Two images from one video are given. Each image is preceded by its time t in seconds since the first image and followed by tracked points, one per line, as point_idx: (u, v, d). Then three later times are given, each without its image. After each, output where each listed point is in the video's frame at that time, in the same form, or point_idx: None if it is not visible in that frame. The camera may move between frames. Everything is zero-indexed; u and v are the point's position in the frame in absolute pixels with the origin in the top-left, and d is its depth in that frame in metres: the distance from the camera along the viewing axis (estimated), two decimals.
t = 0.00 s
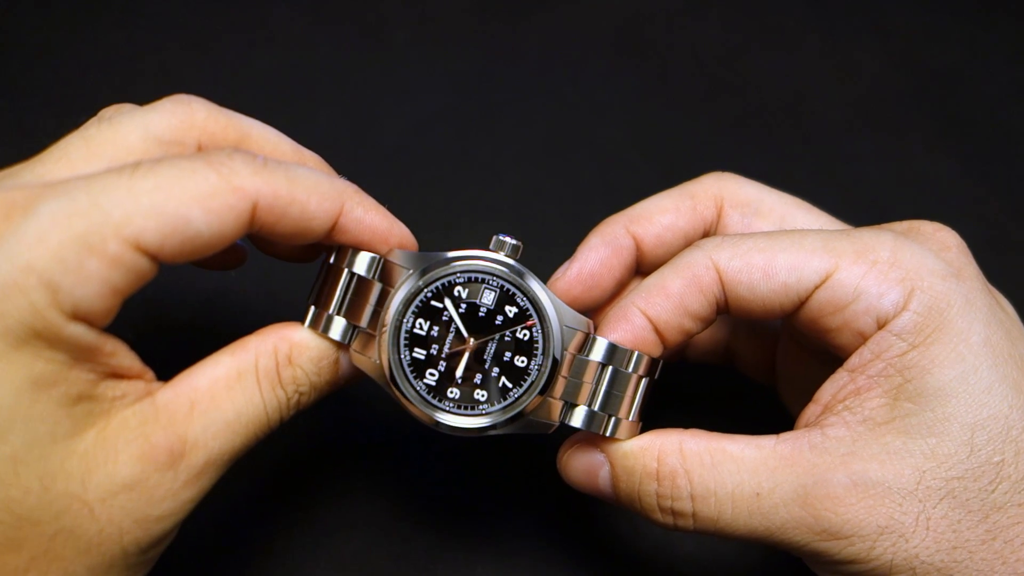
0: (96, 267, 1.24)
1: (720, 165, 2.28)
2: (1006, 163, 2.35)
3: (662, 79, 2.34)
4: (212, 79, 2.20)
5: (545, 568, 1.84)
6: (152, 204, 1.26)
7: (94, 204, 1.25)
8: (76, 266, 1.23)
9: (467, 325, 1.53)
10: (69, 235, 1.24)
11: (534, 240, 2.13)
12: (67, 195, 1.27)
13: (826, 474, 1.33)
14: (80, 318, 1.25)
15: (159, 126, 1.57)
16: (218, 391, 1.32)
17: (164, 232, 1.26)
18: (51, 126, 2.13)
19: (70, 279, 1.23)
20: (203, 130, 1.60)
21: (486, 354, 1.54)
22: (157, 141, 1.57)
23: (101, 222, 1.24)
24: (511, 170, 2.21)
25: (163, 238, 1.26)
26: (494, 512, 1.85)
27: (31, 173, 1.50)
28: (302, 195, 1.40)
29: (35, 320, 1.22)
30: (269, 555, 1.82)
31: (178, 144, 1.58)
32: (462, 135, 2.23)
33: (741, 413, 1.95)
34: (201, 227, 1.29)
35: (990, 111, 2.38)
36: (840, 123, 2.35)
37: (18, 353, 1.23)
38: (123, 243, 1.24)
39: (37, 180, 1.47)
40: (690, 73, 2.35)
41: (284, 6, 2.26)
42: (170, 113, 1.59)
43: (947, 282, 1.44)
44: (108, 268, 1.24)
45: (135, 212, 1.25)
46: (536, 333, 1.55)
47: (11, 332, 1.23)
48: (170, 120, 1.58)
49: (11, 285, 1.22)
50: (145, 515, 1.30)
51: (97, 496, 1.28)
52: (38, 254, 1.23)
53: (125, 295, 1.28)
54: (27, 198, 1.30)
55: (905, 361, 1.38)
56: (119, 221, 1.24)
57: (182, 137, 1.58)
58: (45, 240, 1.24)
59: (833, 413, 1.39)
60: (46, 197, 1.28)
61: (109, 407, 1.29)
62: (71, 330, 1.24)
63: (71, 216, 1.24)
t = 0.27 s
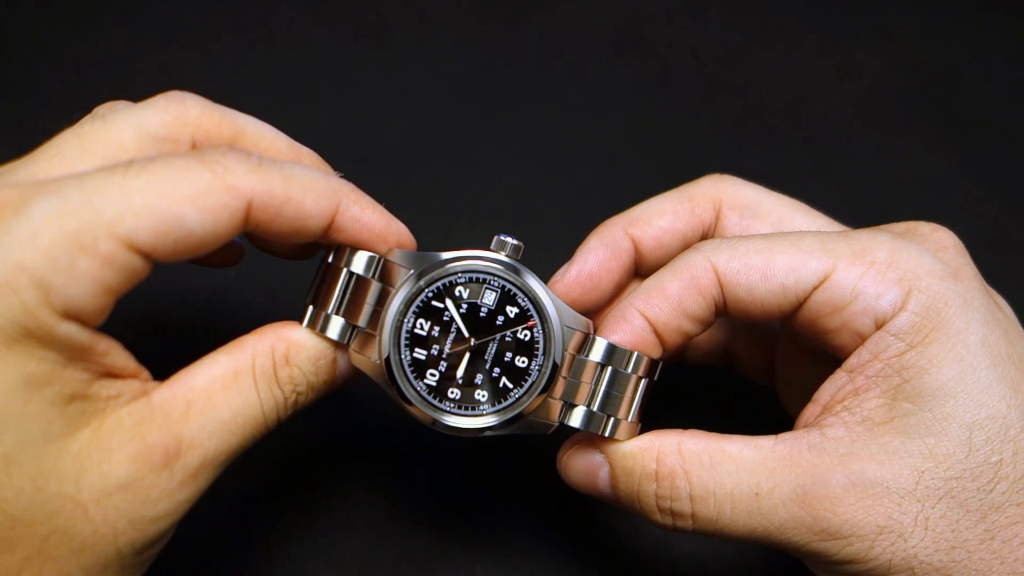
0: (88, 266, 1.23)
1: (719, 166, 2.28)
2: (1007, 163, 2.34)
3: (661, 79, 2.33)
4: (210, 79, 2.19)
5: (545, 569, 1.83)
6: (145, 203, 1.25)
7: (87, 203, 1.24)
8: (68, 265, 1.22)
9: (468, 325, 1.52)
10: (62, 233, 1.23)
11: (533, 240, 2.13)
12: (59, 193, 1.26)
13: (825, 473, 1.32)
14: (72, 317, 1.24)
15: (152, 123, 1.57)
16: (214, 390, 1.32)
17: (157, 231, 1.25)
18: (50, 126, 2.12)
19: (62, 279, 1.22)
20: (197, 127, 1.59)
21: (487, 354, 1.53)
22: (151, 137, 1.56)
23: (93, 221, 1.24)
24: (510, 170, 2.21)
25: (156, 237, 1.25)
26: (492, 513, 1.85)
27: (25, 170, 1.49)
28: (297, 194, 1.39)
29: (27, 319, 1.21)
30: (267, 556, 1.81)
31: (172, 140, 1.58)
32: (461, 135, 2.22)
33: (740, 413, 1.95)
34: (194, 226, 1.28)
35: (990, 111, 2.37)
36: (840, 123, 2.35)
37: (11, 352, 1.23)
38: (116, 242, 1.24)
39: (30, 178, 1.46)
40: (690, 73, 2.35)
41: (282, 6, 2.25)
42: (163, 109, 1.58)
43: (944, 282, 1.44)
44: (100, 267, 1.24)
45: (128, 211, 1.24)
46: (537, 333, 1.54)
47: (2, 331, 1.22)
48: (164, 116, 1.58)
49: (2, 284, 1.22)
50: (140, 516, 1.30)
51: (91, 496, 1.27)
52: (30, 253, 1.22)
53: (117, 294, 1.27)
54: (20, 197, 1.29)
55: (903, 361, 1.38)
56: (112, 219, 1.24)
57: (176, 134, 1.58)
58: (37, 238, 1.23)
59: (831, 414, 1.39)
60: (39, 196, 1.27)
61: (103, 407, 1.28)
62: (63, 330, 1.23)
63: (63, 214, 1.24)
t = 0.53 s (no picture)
0: (88, 266, 1.23)
1: (720, 166, 2.27)
2: (1007, 163, 2.34)
3: (662, 79, 2.33)
4: (211, 80, 2.19)
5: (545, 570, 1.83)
6: (145, 202, 1.25)
7: (86, 203, 1.24)
8: (68, 266, 1.22)
9: (468, 325, 1.52)
10: (61, 233, 1.23)
11: (533, 241, 2.13)
12: (58, 193, 1.26)
13: (826, 473, 1.32)
14: (72, 317, 1.24)
15: (153, 123, 1.57)
16: (214, 392, 1.31)
17: (157, 231, 1.25)
18: (50, 127, 2.12)
19: (62, 279, 1.22)
20: (198, 127, 1.59)
21: (487, 354, 1.53)
22: (151, 137, 1.56)
23: (93, 220, 1.23)
24: (511, 170, 2.20)
25: (156, 237, 1.25)
26: (494, 514, 1.84)
27: (24, 170, 1.48)
28: (297, 194, 1.39)
29: (27, 320, 1.21)
30: (268, 557, 1.81)
31: (172, 140, 1.57)
32: (461, 135, 2.22)
33: (740, 413, 1.94)
34: (193, 226, 1.28)
35: (990, 110, 2.37)
36: (840, 123, 2.35)
37: (10, 352, 1.22)
38: (116, 242, 1.23)
39: (30, 178, 1.46)
40: (690, 72, 2.34)
41: (283, 6, 2.25)
42: (163, 109, 1.58)
43: (944, 282, 1.43)
44: (100, 267, 1.23)
45: (128, 211, 1.24)
46: (537, 333, 1.54)
47: (2, 331, 1.21)
48: (164, 116, 1.57)
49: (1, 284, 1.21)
50: (140, 518, 1.30)
51: (91, 498, 1.27)
52: (29, 253, 1.22)
53: (117, 294, 1.27)
54: (18, 197, 1.29)
55: (904, 361, 1.37)
56: (111, 219, 1.24)
57: (176, 134, 1.58)
58: (36, 238, 1.22)
59: (833, 414, 1.38)
60: (37, 196, 1.27)
61: (103, 408, 1.28)
62: (62, 330, 1.23)
63: (63, 214, 1.24)
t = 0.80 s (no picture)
0: (86, 267, 1.22)
1: (719, 166, 2.27)
2: (1007, 163, 2.34)
3: (661, 79, 2.33)
4: (211, 79, 2.19)
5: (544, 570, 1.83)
6: (143, 203, 1.24)
7: (84, 203, 1.24)
8: (65, 266, 1.22)
9: (467, 327, 1.52)
10: (59, 233, 1.22)
11: (533, 241, 2.13)
12: (56, 193, 1.25)
13: (823, 473, 1.32)
14: (69, 318, 1.23)
15: (150, 121, 1.56)
16: (214, 395, 1.31)
17: (155, 232, 1.25)
18: (49, 126, 2.11)
19: (59, 279, 1.22)
20: (196, 125, 1.59)
21: (485, 356, 1.53)
22: (149, 137, 1.56)
23: (90, 221, 1.23)
24: (511, 170, 2.20)
25: (154, 237, 1.25)
26: (493, 515, 1.84)
27: (21, 169, 1.49)
28: (295, 195, 1.38)
29: (25, 321, 1.21)
30: (266, 558, 1.80)
31: (170, 139, 1.57)
32: (461, 135, 2.22)
33: (740, 414, 1.94)
34: (192, 226, 1.27)
35: (990, 111, 2.37)
36: (840, 124, 2.35)
37: (7, 353, 1.22)
38: (114, 243, 1.23)
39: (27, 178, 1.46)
40: (689, 73, 2.34)
41: (282, 6, 2.25)
42: (161, 108, 1.57)
43: (940, 283, 1.43)
44: (98, 268, 1.23)
45: (126, 211, 1.24)
46: (536, 335, 1.54)
47: None
48: (161, 115, 1.57)
49: None
50: (138, 521, 1.30)
51: (89, 501, 1.27)
52: (26, 253, 1.21)
53: (115, 295, 1.27)
54: (16, 198, 1.28)
55: (901, 361, 1.37)
56: (110, 220, 1.23)
57: (174, 133, 1.57)
58: (34, 237, 1.22)
59: (829, 414, 1.38)
60: (35, 197, 1.27)
61: (100, 410, 1.27)
62: (59, 331, 1.22)
63: (61, 214, 1.23)
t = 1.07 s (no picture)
0: (88, 267, 1.23)
1: (720, 166, 2.27)
2: (1007, 163, 2.34)
3: (661, 80, 2.33)
4: (211, 80, 2.19)
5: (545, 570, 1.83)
6: (145, 204, 1.25)
7: (85, 203, 1.24)
8: (68, 267, 1.22)
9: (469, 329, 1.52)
10: (61, 233, 1.22)
11: (534, 241, 2.13)
12: (59, 193, 1.26)
13: (823, 472, 1.32)
14: (72, 318, 1.24)
15: (149, 121, 1.56)
16: (216, 395, 1.31)
17: (157, 234, 1.25)
18: (49, 125, 2.11)
19: (61, 280, 1.22)
20: (195, 124, 1.59)
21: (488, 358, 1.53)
22: (148, 136, 1.56)
23: (92, 221, 1.23)
24: (511, 170, 2.21)
25: (156, 238, 1.25)
26: (493, 515, 1.84)
27: (21, 170, 1.49)
28: (296, 197, 1.38)
29: (27, 321, 1.21)
30: (267, 557, 1.80)
31: (169, 138, 1.57)
32: (461, 135, 2.22)
33: (740, 414, 1.94)
34: (193, 227, 1.27)
35: (990, 111, 2.37)
36: (840, 124, 2.35)
37: (9, 353, 1.22)
38: (115, 243, 1.23)
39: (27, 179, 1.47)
40: (689, 73, 2.35)
41: (283, 7, 2.25)
42: (160, 107, 1.57)
43: (940, 283, 1.43)
44: (100, 269, 1.23)
45: (128, 212, 1.24)
46: (538, 336, 1.54)
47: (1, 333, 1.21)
48: (160, 114, 1.57)
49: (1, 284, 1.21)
50: (141, 521, 1.30)
51: (93, 500, 1.27)
52: (28, 254, 1.22)
53: (117, 295, 1.27)
54: (18, 198, 1.28)
55: (901, 361, 1.37)
56: (111, 220, 1.23)
57: (173, 132, 1.57)
58: (36, 238, 1.22)
59: (830, 413, 1.38)
60: (39, 197, 1.26)
61: (104, 410, 1.28)
62: (62, 331, 1.23)
63: (63, 215, 1.23)
